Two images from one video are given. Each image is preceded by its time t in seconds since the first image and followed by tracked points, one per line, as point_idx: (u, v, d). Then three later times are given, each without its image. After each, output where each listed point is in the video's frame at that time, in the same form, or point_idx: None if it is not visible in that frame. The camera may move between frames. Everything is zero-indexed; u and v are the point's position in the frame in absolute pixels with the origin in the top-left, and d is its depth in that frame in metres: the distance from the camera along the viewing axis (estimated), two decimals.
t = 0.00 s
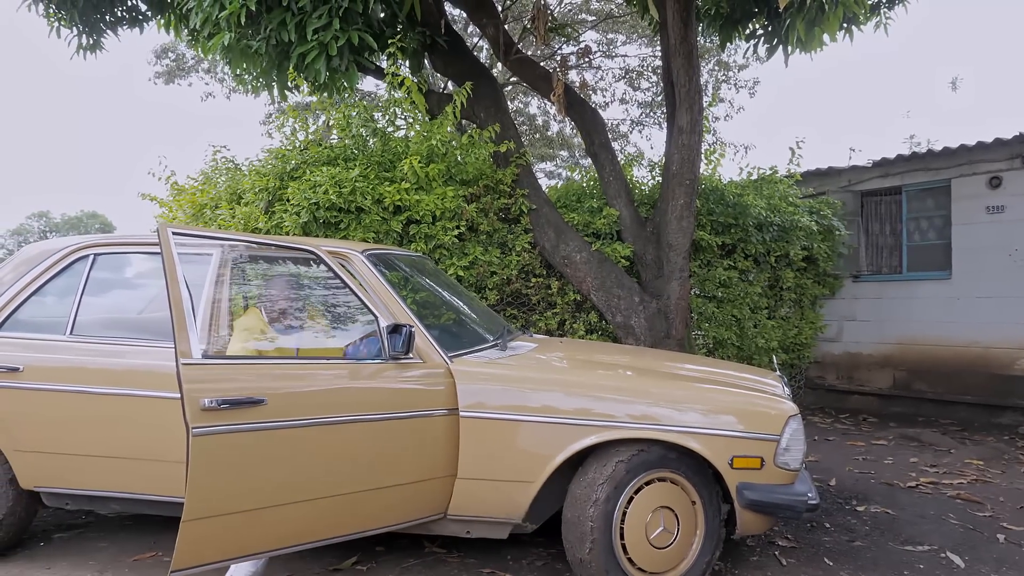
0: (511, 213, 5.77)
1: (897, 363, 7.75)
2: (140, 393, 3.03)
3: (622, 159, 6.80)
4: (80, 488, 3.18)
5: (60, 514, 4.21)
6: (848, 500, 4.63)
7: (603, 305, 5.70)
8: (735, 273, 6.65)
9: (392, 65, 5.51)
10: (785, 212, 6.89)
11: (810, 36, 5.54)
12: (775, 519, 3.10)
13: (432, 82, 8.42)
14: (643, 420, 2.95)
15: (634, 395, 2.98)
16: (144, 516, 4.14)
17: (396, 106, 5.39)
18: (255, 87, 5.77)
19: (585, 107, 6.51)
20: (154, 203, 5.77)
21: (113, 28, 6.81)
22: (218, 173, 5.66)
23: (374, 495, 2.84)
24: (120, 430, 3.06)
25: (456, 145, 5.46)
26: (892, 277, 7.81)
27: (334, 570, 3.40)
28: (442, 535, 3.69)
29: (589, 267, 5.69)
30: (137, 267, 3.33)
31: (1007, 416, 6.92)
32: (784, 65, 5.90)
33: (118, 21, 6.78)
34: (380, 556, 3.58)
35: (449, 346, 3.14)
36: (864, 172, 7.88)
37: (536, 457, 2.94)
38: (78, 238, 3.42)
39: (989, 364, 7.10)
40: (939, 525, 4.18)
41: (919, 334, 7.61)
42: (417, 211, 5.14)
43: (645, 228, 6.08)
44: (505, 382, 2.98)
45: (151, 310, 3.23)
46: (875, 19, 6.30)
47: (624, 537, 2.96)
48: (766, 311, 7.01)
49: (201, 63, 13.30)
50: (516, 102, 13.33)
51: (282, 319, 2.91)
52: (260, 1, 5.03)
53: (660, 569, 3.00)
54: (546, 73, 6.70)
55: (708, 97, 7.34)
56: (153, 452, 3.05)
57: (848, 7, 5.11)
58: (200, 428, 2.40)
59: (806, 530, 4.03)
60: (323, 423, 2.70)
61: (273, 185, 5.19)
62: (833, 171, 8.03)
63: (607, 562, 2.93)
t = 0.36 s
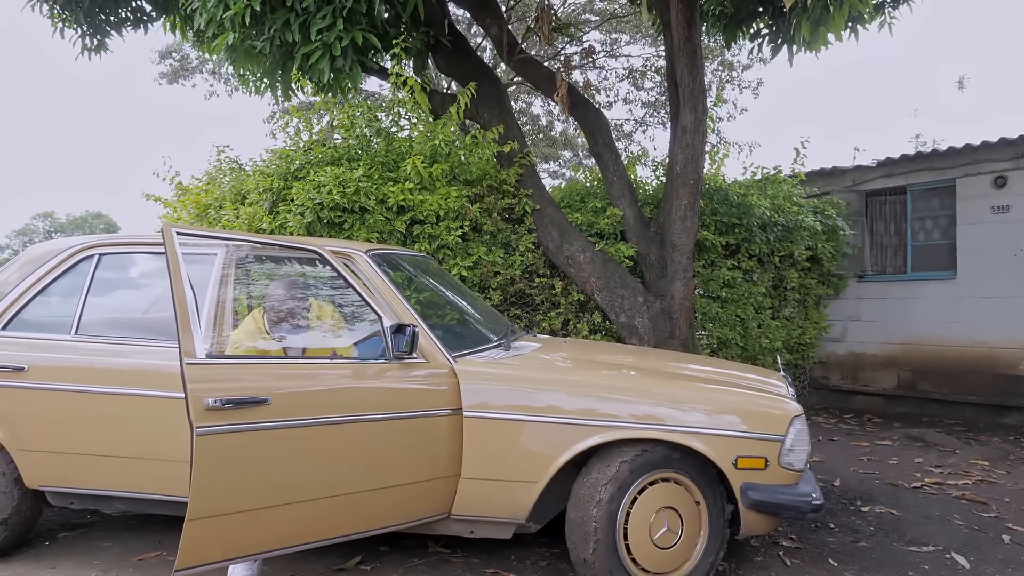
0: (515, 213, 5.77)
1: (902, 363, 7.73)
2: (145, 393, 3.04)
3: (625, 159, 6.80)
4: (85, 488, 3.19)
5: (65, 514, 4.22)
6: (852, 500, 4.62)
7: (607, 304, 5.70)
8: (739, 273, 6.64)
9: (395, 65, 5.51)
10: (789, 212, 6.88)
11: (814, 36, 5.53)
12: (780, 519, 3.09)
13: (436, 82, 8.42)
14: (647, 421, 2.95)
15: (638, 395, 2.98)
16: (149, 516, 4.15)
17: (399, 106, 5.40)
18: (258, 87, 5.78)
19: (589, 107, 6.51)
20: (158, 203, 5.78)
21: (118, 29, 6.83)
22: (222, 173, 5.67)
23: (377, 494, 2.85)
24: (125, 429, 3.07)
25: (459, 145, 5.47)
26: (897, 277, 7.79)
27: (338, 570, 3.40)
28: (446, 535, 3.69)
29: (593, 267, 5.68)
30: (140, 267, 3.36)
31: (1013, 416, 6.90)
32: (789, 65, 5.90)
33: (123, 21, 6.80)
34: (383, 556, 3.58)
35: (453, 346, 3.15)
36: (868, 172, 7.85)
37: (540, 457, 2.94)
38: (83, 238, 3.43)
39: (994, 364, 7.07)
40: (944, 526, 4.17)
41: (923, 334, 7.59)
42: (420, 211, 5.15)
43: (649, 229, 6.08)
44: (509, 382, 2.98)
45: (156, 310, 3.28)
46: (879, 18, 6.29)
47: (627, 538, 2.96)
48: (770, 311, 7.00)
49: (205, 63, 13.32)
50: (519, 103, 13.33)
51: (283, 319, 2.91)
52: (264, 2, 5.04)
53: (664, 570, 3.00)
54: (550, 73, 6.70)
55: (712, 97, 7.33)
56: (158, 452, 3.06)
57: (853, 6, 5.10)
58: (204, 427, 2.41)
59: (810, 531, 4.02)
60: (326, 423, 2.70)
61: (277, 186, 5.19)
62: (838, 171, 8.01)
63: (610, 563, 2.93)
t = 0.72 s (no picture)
0: (518, 212, 5.77)
1: (905, 363, 7.72)
2: (148, 391, 3.04)
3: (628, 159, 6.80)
4: (88, 486, 3.19)
5: (69, 513, 4.22)
6: (855, 501, 4.61)
7: (609, 304, 5.70)
8: (742, 274, 6.63)
9: (398, 65, 5.51)
10: (792, 212, 6.88)
11: (817, 36, 5.52)
12: (782, 519, 3.09)
13: (438, 82, 8.43)
14: (650, 419, 2.94)
15: (640, 394, 2.98)
16: (152, 515, 4.15)
17: (402, 106, 5.40)
18: (261, 87, 5.80)
19: (591, 107, 6.51)
20: (161, 203, 5.79)
21: (121, 30, 6.84)
22: (225, 173, 5.68)
23: (380, 492, 2.85)
24: (128, 427, 3.08)
25: (462, 145, 5.47)
26: (900, 277, 7.78)
27: (341, 569, 3.40)
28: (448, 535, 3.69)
29: (595, 267, 5.68)
30: (143, 266, 3.35)
31: (1016, 417, 6.89)
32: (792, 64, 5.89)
33: (126, 22, 6.81)
34: (386, 556, 3.57)
35: (456, 344, 3.15)
36: (872, 172, 7.84)
37: (543, 455, 2.94)
38: (87, 237, 3.44)
39: (997, 365, 7.05)
40: (947, 526, 4.17)
41: (926, 335, 7.58)
42: (423, 212, 5.15)
43: (651, 229, 6.08)
44: (512, 381, 2.98)
45: (157, 310, 3.27)
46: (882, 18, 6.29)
47: (630, 537, 2.95)
48: (773, 311, 7.00)
49: (208, 64, 13.33)
50: (522, 103, 13.34)
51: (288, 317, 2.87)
52: (267, 3, 5.05)
53: (666, 569, 3.00)
54: (552, 73, 6.70)
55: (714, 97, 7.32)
56: (161, 450, 3.06)
57: (856, 6, 5.10)
58: (208, 423, 2.41)
59: (813, 532, 4.01)
60: (330, 422, 2.70)
61: (280, 186, 5.20)
62: (841, 170, 8.00)
63: (613, 562, 2.93)
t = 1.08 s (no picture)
0: (520, 213, 5.77)
1: (907, 363, 7.71)
2: (151, 392, 3.05)
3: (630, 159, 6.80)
4: (92, 486, 3.20)
5: (72, 514, 4.23)
6: (858, 502, 4.60)
7: (611, 304, 5.70)
8: (744, 274, 6.63)
9: (400, 66, 5.51)
10: (795, 212, 6.87)
11: (820, 37, 5.51)
12: (785, 520, 3.08)
13: (440, 83, 8.44)
14: (653, 419, 2.94)
15: (643, 393, 2.98)
16: (155, 516, 4.16)
17: (404, 107, 5.40)
18: (264, 88, 5.80)
19: (593, 108, 6.51)
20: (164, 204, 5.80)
21: (124, 31, 6.85)
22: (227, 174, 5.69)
23: (384, 492, 2.85)
24: (132, 427, 3.09)
25: (464, 146, 5.48)
26: (903, 277, 7.77)
27: (343, 570, 3.40)
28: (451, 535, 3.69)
29: (597, 267, 5.68)
30: (146, 266, 3.35)
31: (1019, 417, 6.87)
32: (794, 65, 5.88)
33: (129, 23, 6.82)
34: (389, 557, 3.58)
35: (459, 344, 3.16)
36: (874, 172, 7.84)
37: (547, 454, 2.94)
38: (91, 238, 3.45)
39: (1000, 366, 7.04)
40: (951, 527, 4.16)
41: (930, 335, 7.57)
42: (425, 212, 5.15)
43: (654, 229, 6.07)
44: (515, 380, 2.98)
45: (160, 311, 3.25)
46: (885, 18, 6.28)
47: (634, 537, 2.95)
48: (775, 311, 6.99)
49: (210, 64, 13.33)
50: (524, 103, 13.35)
51: (293, 317, 2.87)
52: (270, 3, 5.06)
53: (670, 569, 2.99)
54: (554, 74, 6.71)
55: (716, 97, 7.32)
56: (165, 450, 3.07)
57: (858, 6, 5.09)
58: (213, 423, 2.41)
59: (816, 532, 4.01)
60: (334, 421, 2.70)
61: (282, 187, 5.20)
62: (843, 171, 7.99)
63: (617, 561, 2.93)
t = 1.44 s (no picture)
0: (521, 213, 5.77)
1: (909, 364, 7.70)
2: (153, 391, 3.06)
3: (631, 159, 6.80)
4: (93, 485, 3.20)
5: (74, 514, 4.24)
6: (859, 502, 4.59)
7: (613, 304, 5.70)
8: (746, 274, 6.62)
9: (402, 66, 5.52)
10: (796, 212, 6.87)
11: (821, 36, 5.51)
12: (786, 519, 3.08)
13: (442, 83, 8.45)
14: (654, 419, 2.94)
15: (644, 393, 2.98)
16: (157, 515, 4.16)
17: (405, 107, 5.40)
18: (265, 89, 5.81)
19: (595, 107, 6.51)
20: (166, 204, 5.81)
21: (126, 31, 6.86)
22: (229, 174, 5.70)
23: (384, 492, 2.85)
24: (133, 427, 3.09)
25: (465, 146, 5.48)
26: (905, 277, 7.77)
27: (345, 570, 3.40)
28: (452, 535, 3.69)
29: (599, 267, 5.68)
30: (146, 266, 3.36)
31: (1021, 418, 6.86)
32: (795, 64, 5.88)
33: (131, 24, 6.83)
34: (390, 556, 3.58)
35: (460, 344, 3.16)
36: (876, 172, 7.83)
37: (547, 454, 2.94)
38: (92, 237, 3.47)
39: (1002, 366, 7.03)
40: (952, 527, 4.16)
41: (931, 336, 7.57)
42: (426, 212, 5.15)
43: (655, 229, 6.07)
44: (516, 380, 2.99)
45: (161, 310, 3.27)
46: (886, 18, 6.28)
47: (634, 538, 2.95)
48: (777, 311, 6.99)
49: (211, 64, 13.35)
50: (525, 103, 13.36)
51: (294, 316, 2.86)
52: (271, 3, 5.06)
53: (670, 570, 2.99)
54: (555, 74, 6.71)
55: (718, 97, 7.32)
56: (167, 450, 3.07)
57: (860, 6, 5.08)
58: (213, 422, 2.42)
59: (817, 532, 4.01)
60: (334, 421, 2.70)
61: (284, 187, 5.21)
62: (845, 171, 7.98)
63: (617, 562, 2.93)
